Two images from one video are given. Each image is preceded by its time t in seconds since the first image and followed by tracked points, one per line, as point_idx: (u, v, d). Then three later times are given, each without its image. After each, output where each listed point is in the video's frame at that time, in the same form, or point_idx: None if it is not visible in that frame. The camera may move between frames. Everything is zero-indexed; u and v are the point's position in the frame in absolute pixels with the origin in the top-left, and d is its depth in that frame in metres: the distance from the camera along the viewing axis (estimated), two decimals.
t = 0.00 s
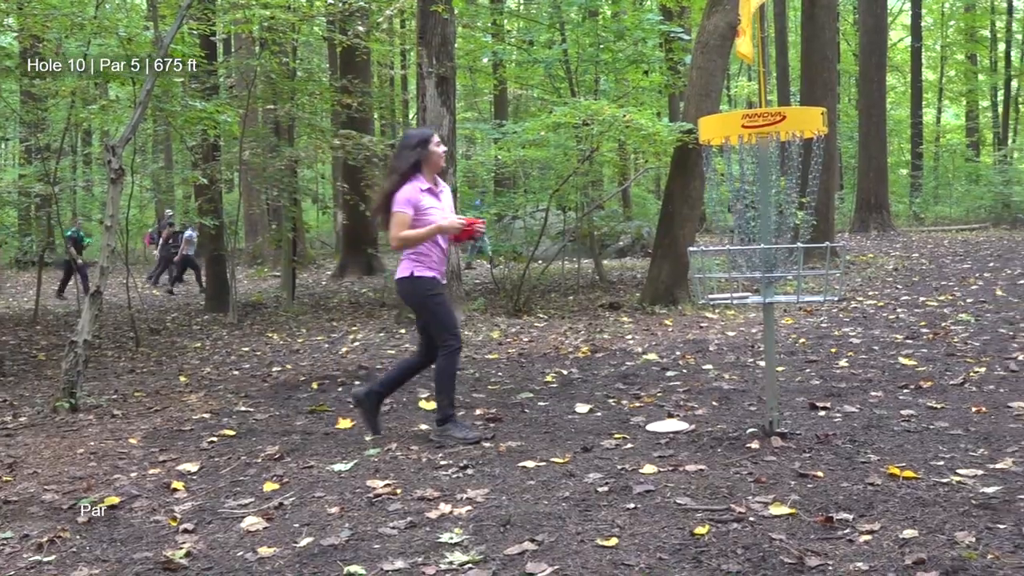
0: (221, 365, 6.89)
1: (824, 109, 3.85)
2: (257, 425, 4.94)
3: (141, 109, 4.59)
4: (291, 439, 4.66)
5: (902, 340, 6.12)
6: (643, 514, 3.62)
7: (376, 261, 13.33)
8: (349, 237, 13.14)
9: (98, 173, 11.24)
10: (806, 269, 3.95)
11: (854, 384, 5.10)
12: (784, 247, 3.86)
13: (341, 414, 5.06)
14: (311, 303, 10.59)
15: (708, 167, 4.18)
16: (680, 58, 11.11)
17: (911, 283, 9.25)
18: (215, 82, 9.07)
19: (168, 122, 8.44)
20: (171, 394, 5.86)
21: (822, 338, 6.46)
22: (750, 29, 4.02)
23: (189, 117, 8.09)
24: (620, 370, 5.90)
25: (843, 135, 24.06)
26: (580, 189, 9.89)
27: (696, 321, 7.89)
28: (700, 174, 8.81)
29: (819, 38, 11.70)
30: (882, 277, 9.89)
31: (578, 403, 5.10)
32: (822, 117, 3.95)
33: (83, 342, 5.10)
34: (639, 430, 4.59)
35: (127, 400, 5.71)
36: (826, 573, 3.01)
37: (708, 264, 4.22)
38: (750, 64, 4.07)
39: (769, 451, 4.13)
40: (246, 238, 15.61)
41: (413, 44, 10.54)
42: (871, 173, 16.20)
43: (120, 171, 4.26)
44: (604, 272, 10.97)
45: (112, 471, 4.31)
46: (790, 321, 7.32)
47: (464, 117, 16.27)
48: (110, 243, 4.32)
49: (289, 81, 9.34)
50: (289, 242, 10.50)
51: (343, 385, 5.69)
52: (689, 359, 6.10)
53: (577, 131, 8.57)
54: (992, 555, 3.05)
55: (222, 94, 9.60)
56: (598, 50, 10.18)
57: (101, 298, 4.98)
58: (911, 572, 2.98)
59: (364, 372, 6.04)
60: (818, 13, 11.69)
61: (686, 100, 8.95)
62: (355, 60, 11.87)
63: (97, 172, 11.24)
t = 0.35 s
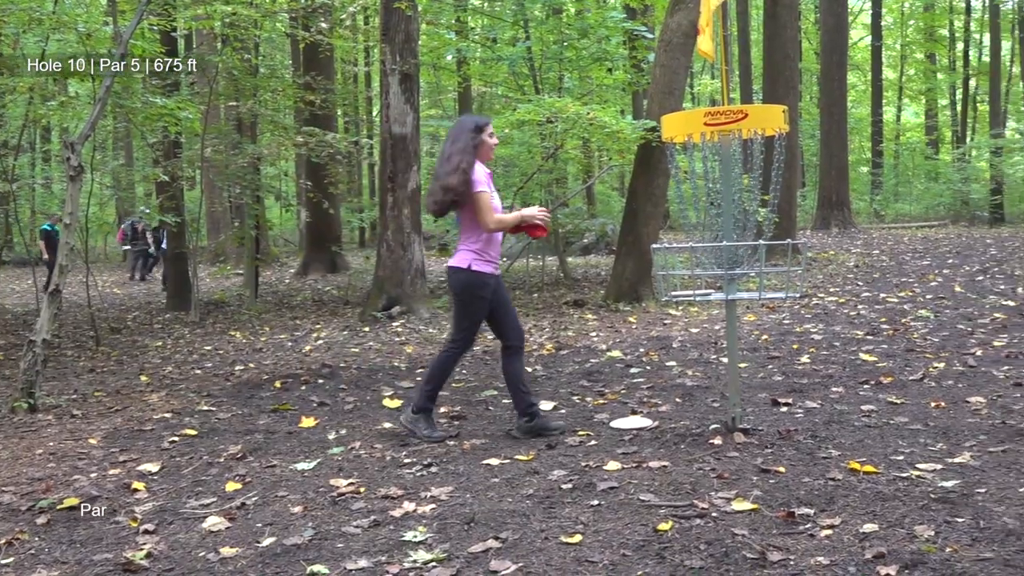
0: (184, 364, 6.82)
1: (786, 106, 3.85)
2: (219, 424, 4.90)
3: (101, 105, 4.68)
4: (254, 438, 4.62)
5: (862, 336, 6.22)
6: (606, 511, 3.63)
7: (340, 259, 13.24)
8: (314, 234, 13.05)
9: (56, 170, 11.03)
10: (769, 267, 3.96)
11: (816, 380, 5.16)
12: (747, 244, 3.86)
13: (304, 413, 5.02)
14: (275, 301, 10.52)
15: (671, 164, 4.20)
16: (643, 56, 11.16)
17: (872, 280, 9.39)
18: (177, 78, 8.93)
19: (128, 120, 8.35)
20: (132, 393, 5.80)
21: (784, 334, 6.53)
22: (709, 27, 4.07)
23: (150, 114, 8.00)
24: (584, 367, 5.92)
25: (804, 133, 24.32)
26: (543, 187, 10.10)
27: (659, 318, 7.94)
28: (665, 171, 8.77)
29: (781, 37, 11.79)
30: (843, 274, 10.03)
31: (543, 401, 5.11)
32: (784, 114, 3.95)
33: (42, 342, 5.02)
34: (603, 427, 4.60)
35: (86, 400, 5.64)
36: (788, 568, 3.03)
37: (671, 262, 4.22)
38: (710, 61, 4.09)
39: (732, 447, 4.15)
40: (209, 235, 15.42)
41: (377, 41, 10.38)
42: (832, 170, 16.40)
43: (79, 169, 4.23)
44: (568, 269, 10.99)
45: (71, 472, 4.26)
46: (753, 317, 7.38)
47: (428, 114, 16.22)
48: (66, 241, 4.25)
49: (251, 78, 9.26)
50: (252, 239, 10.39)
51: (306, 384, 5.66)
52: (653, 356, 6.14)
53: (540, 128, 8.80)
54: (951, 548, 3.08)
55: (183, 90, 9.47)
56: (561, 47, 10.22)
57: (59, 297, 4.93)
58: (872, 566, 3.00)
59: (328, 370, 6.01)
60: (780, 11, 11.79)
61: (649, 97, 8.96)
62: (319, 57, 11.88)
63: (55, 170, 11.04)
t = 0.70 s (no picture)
0: (146, 364, 6.75)
1: (747, 105, 3.86)
2: (181, 426, 4.86)
3: (61, 104, 4.67)
4: (216, 439, 4.59)
5: (823, 334, 6.36)
6: (570, 509, 3.63)
7: (303, 258, 13.16)
8: (277, 233, 12.91)
9: (15, 169, 10.84)
10: (732, 264, 3.98)
11: (778, 377, 5.24)
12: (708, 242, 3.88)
13: (267, 413, 5.00)
14: (238, 301, 10.44)
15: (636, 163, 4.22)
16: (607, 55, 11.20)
17: (832, 277, 9.52)
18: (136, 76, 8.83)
19: (87, 118, 8.27)
20: (92, 395, 5.73)
21: (747, 332, 6.63)
22: (673, 23, 4.07)
23: (110, 112, 7.93)
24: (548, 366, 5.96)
25: (767, 131, 24.56)
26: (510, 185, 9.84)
27: (624, 316, 8.00)
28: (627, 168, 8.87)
29: (742, 37, 11.87)
30: (804, 271, 10.17)
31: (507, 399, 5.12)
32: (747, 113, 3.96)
33: None
34: (567, 425, 4.62)
35: (46, 402, 5.57)
36: (749, 564, 3.04)
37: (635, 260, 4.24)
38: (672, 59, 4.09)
39: (695, 444, 4.18)
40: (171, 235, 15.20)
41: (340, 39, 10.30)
42: (792, 168, 16.58)
43: (37, 168, 4.23)
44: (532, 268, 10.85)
45: (29, 475, 4.21)
46: (716, 315, 7.45)
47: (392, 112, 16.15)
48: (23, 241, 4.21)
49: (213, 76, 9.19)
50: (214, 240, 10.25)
51: (269, 384, 5.63)
52: (617, 354, 6.20)
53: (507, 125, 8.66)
54: (910, 542, 3.11)
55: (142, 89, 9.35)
56: (524, 46, 10.26)
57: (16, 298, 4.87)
58: (832, 562, 3.02)
59: (292, 370, 5.99)
60: (742, 10, 11.70)
61: (612, 96, 8.96)
62: (281, 56, 11.84)
63: (14, 169, 10.85)
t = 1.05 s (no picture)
0: (113, 365, 6.69)
1: (715, 104, 3.86)
2: (148, 426, 4.82)
3: (25, 102, 4.68)
4: (184, 440, 4.56)
5: (791, 331, 6.45)
6: (540, 508, 3.64)
7: (273, 257, 13.02)
8: (246, 231, 12.79)
9: None
10: (700, 262, 3.97)
11: (746, 374, 5.30)
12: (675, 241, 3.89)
13: (235, 414, 4.97)
14: (206, 301, 10.37)
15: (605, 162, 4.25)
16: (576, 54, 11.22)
17: (800, 275, 9.63)
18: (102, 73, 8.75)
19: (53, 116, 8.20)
20: (58, 396, 5.67)
21: (716, 330, 6.69)
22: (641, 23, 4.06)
23: (75, 110, 7.88)
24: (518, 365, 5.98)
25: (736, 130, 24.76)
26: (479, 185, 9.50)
27: (594, 315, 8.05)
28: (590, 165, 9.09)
29: (711, 36, 11.90)
30: (773, 269, 10.29)
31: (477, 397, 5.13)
32: (714, 111, 3.97)
33: None
34: (537, 424, 4.63)
35: (10, 404, 5.50)
36: (718, 561, 3.05)
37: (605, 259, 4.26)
38: (641, 58, 4.07)
39: (664, 442, 4.20)
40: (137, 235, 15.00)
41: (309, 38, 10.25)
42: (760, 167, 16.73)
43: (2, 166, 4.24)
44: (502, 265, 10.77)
45: None
46: (685, 313, 7.49)
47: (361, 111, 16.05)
48: None
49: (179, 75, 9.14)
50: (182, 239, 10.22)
51: (238, 384, 5.60)
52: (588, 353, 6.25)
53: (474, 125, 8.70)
54: (876, 538, 3.14)
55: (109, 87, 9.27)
56: (494, 45, 10.27)
57: None
58: (800, 558, 3.03)
59: (260, 370, 5.96)
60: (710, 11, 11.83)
61: (582, 95, 8.96)
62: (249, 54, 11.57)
63: None
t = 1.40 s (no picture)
0: (86, 364, 6.64)
1: (691, 104, 3.86)
2: (122, 426, 4.79)
3: None
4: (158, 439, 4.54)
5: (765, 330, 6.48)
6: (516, 506, 3.63)
7: (248, 255, 12.95)
8: (220, 229, 12.68)
9: None
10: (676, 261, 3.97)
11: (722, 373, 5.32)
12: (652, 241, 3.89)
13: (210, 413, 4.95)
14: (181, 300, 10.31)
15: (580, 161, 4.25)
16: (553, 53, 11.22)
17: (775, 275, 9.67)
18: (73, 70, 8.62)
19: (26, 112, 8.23)
20: (30, 395, 5.62)
21: (691, 328, 6.72)
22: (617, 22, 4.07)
23: (48, 106, 7.91)
24: (494, 363, 5.99)
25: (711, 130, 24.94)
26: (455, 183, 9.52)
27: (570, 314, 8.08)
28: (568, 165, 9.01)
29: (687, 35, 11.89)
30: (748, 268, 10.36)
31: (453, 396, 5.13)
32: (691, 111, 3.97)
33: None
34: (514, 422, 4.63)
35: None
36: (694, 559, 3.06)
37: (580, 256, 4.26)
38: (617, 57, 4.06)
39: (640, 440, 4.21)
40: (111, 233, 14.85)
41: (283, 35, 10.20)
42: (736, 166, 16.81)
43: None
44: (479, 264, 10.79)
45: None
46: (661, 312, 7.51)
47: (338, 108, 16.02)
48: None
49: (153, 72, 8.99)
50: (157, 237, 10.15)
51: (212, 383, 5.57)
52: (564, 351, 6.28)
53: (450, 125, 8.73)
54: (850, 536, 3.15)
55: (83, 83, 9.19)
56: (469, 44, 10.28)
57: None
58: (775, 555, 3.04)
59: (236, 369, 5.93)
60: (686, 10, 11.80)
61: (558, 94, 8.92)
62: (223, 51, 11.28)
63: None
